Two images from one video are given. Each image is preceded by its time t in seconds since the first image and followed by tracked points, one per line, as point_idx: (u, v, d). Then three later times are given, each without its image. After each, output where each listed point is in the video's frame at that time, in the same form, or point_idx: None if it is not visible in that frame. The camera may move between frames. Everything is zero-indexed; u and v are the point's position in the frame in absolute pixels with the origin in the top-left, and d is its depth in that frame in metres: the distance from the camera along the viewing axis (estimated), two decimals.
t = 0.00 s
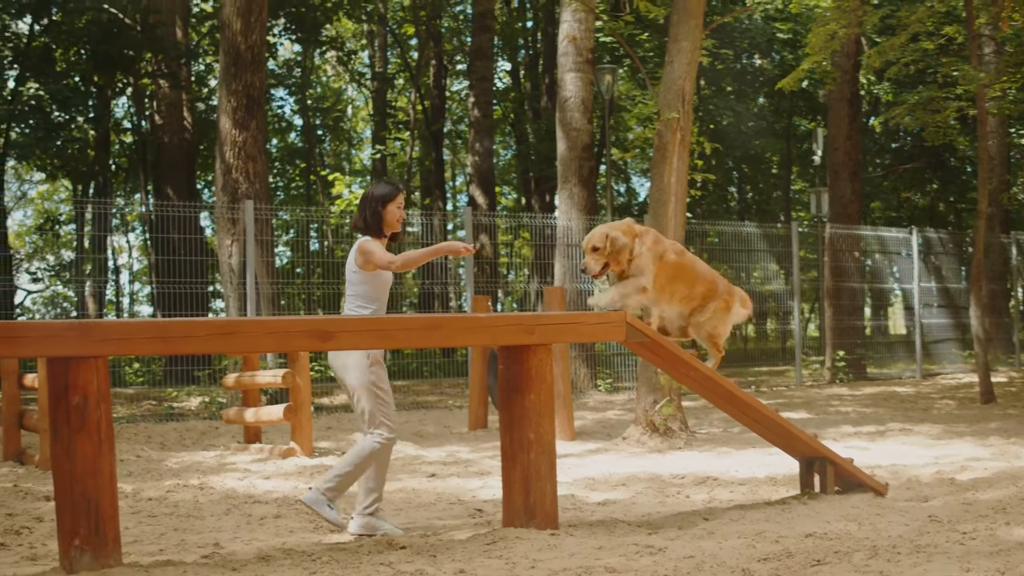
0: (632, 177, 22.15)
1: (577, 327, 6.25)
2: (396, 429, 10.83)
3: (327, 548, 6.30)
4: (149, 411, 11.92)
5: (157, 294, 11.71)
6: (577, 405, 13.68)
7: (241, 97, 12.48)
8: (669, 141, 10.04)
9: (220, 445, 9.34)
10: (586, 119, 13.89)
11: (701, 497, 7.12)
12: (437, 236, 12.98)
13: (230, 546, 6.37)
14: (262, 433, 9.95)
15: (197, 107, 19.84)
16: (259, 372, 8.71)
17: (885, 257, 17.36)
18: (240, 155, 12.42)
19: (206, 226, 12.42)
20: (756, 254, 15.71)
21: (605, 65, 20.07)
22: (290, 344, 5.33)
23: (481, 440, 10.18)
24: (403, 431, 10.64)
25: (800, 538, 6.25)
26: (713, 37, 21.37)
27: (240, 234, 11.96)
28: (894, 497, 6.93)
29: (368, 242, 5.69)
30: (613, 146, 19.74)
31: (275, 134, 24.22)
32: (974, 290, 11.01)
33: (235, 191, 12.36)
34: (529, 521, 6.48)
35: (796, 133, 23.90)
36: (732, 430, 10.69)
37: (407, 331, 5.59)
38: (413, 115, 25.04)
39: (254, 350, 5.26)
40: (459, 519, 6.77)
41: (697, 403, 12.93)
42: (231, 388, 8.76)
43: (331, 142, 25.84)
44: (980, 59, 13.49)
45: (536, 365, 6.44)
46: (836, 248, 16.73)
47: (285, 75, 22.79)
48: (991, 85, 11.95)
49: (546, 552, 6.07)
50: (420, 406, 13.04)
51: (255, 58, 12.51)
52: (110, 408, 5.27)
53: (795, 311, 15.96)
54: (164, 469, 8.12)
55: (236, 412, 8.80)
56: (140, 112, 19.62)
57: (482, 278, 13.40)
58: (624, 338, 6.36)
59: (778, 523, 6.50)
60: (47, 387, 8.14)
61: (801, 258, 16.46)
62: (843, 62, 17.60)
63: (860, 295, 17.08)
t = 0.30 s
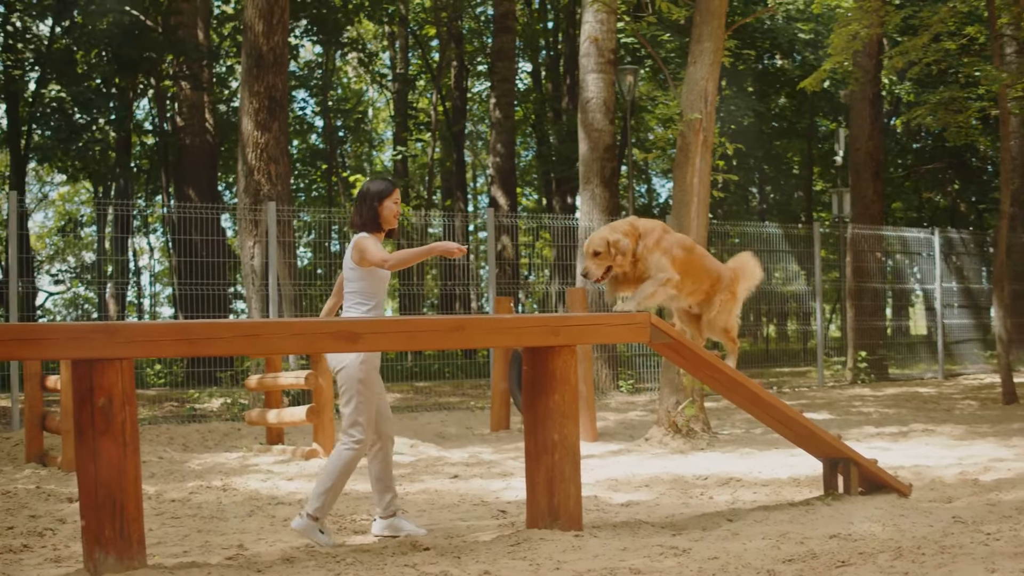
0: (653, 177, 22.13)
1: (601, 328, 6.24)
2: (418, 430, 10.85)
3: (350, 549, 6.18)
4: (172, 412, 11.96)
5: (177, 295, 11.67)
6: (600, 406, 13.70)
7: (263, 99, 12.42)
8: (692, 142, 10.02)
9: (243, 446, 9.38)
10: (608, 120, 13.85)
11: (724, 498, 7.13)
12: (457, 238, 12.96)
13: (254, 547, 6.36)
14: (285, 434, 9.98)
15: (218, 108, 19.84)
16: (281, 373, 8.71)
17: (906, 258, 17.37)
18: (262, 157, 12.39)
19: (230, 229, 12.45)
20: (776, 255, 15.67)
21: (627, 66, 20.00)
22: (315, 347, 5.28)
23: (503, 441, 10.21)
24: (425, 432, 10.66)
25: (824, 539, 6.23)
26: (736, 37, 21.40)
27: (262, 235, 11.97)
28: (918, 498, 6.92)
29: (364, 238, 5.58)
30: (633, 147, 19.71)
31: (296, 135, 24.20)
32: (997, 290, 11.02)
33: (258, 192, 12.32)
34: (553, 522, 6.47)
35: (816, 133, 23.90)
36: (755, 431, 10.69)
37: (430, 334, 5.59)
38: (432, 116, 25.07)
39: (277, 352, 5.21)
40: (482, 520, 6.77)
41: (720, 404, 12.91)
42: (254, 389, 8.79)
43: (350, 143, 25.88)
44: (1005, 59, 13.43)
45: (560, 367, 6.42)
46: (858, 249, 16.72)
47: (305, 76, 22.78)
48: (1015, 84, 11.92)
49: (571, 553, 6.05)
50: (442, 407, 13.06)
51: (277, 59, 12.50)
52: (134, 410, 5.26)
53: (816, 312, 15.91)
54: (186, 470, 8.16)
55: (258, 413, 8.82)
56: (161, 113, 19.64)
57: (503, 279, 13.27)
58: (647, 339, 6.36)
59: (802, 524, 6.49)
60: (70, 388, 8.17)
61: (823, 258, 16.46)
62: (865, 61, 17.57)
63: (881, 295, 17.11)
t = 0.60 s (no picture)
0: (672, 178, 22.17)
1: (626, 328, 6.23)
2: (440, 430, 10.88)
3: (375, 549, 6.12)
4: (193, 412, 11.99)
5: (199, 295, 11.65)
6: (623, 406, 13.71)
7: (284, 100, 12.36)
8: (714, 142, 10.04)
9: (265, 447, 9.42)
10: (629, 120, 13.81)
11: (747, 498, 7.15)
12: (478, 239, 12.97)
13: (278, 547, 6.34)
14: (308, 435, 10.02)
15: (238, 109, 19.86)
16: (304, 374, 8.79)
17: (927, 257, 17.39)
18: (283, 157, 12.31)
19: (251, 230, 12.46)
20: (798, 255, 15.68)
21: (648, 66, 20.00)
22: (341, 347, 5.25)
23: (524, 441, 10.23)
24: (447, 433, 10.69)
25: (848, 539, 6.22)
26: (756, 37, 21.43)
27: (284, 236, 11.95)
28: (941, 498, 6.92)
29: (358, 242, 5.50)
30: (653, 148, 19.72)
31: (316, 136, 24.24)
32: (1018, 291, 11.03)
33: (279, 192, 12.26)
34: (577, 522, 6.47)
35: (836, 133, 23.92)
36: (776, 431, 10.69)
37: (456, 335, 5.58)
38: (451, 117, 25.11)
39: (303, 353, 5.17)
40: (505, 521, 6.77)
41: (741, 404, 12.91)
42: (276, 390, 8.83)
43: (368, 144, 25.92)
44: None
45: (584, 368, 6.43)
46: (879, 249, 16.76)
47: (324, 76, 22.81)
48: None
49: (595, 553, 6.03)
50: (464, 407, 13.12)
51: (298, 60, 12.48)
52: (159, 410, 5.25)
53: (837, 312, 15.88)
54: (209, 471, 8.19)
55: (280, 415, 8.85)
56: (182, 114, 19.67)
57: (524, 279, 13.32)
58: (671, 338, 6.34)
59: (826, 524, 6.49)
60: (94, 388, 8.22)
61: (844, 258, 16.46)
62: (885, 60, 17.57)
63: (902, 295, 17.14)
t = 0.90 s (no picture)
0: (696, 176, 22.20)
1: (654, 328, 6.19)
2: (466, 428, 10.92)
3: (404, 548, 6.13)
4: (219, 411, 12.03)
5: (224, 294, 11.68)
6: (649, 405, 13.74)
7: (309, 99, 12.30)
8: (740, 141, 10.04)
9: (291, 445, 9.47)
10: (654, 119, 13.75)
11: (775, 497, 7.19)
12: (504, 238, 13.00)
13: (306, 547, 6.31)
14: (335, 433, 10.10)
15: (263, 108, 19.92)
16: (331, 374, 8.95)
17: (953, 256, 17.36)
18: (308, 156, 12.26)
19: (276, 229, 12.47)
20: (823, 254, 15.68)
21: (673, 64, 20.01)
22: (370, 347, 5.21)
23: (550, 440, 10.27)
24: (473, 431, 10.72)
25: (876, 539, 6.20)
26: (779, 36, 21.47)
27: (310, 235, 11.94)
28: (969, 498, 6.91)
29: (358, 240, 5.46)
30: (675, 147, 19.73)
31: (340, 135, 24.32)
32: None
33: (305, 191, 12.23)
34: (606, 521, 6.47)
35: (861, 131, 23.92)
36: (803, 430, 10.69)
37: (485, 335, 5.57)
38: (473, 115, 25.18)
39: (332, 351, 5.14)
40: (533, 520, 6.78)
41: (767, 403, 12.92)
42: (301, 390, 8.90)
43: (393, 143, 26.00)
44: None
45: (612, 367, 6.43)
46: (905, 247, 16.76)
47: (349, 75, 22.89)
48: None
49: (623, 552, 6.02)
50: (490, 406, 13.17)
51: (324, 60, 12.42)
52: (188, 410, 5.26)
53: (862, 312, 15.86)
54: (235, 470, 8.24)
55: (306, 413, 8.83)
56: (208, 112, 19.75)
57: (550, 278, 13.35)
58: (700, 338, 6.27)
59: (854, 523, 6.48)
60: (121, 386, 8.25)
61: (870, 256, 16.46)
62: (911, 59, 17.53)
63: (928, 293, 17.15)
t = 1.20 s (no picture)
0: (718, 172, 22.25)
1: (678, 323, 6.15)
2: (488, 425, 10.95)
3: (429, 544, 6.14)
4: (241, 408, 12.09)
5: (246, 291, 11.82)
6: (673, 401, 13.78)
7: (333, 96, 12.28)
8: (764, 137, 10.02)
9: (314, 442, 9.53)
10: (676, 116, 13.71)
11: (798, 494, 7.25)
12: (526, 235, 13.00)
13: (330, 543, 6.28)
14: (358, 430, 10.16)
15: (284, 105, 19.99)
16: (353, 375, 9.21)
17: (976, 252, 17.35)
18: (331, 153, 12.16)
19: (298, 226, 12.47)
20: (846, 250, 15.68)
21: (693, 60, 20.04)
22: (397, 343, 5.23)
23: (572, 437, 10.29)
24: (495, 428, 10.75)
25: (901, 535, 6.18)
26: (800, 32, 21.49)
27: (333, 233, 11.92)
28: (994, 495, 6.90)
29: (352, 238, 5.37)
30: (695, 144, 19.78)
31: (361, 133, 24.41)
32: None
33: (327, 188, 12.23)
34: (630, 517, 6.48)
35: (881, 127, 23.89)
36: (825, 427, 10.68)
37: (511, 331, 5.57)
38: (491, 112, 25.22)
39: (360, 347, 5.13)
40: (557, 517, 6.79)
41: (789, 399, 12.93)
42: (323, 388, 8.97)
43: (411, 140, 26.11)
44: None
45: (637, 362, 6.43)
46: (927, 243, 16.80)
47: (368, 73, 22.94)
48: None
49: (648, 549, 6.00)
50: (513, 402, 13.22)
51: (346, 57, 12.36)
52: (213, 407, 5.27)
53: (883, 308, 15.84)
54: (259, 467, 8.29)
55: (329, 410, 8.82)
56: (230, 110, 19.82)
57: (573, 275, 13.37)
58: (725, 334, 6.23)
59: (879, 520, 6.47)
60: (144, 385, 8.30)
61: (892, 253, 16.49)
62: (934, 55, 17.49)
63: (951, 289, 17.18)
